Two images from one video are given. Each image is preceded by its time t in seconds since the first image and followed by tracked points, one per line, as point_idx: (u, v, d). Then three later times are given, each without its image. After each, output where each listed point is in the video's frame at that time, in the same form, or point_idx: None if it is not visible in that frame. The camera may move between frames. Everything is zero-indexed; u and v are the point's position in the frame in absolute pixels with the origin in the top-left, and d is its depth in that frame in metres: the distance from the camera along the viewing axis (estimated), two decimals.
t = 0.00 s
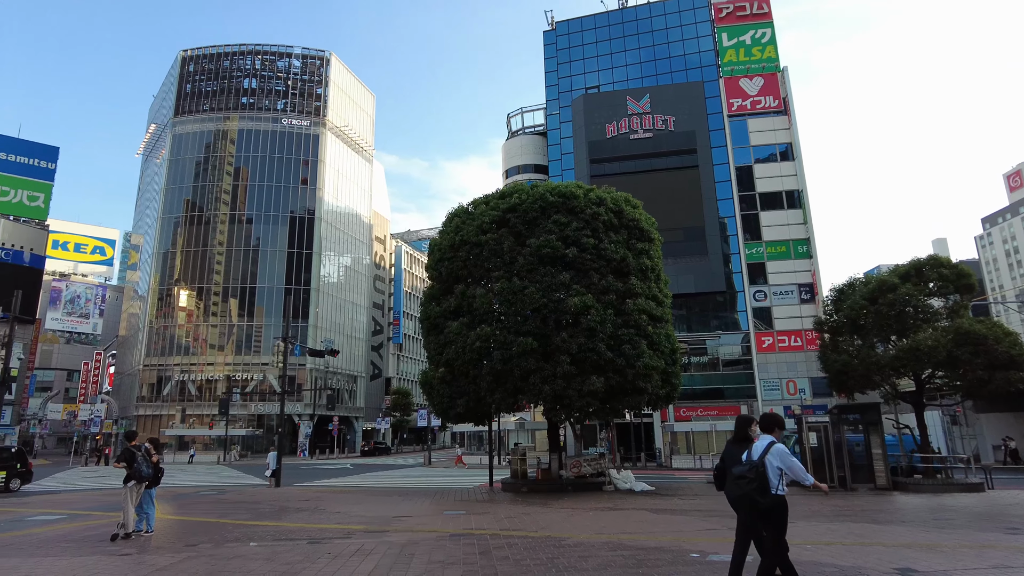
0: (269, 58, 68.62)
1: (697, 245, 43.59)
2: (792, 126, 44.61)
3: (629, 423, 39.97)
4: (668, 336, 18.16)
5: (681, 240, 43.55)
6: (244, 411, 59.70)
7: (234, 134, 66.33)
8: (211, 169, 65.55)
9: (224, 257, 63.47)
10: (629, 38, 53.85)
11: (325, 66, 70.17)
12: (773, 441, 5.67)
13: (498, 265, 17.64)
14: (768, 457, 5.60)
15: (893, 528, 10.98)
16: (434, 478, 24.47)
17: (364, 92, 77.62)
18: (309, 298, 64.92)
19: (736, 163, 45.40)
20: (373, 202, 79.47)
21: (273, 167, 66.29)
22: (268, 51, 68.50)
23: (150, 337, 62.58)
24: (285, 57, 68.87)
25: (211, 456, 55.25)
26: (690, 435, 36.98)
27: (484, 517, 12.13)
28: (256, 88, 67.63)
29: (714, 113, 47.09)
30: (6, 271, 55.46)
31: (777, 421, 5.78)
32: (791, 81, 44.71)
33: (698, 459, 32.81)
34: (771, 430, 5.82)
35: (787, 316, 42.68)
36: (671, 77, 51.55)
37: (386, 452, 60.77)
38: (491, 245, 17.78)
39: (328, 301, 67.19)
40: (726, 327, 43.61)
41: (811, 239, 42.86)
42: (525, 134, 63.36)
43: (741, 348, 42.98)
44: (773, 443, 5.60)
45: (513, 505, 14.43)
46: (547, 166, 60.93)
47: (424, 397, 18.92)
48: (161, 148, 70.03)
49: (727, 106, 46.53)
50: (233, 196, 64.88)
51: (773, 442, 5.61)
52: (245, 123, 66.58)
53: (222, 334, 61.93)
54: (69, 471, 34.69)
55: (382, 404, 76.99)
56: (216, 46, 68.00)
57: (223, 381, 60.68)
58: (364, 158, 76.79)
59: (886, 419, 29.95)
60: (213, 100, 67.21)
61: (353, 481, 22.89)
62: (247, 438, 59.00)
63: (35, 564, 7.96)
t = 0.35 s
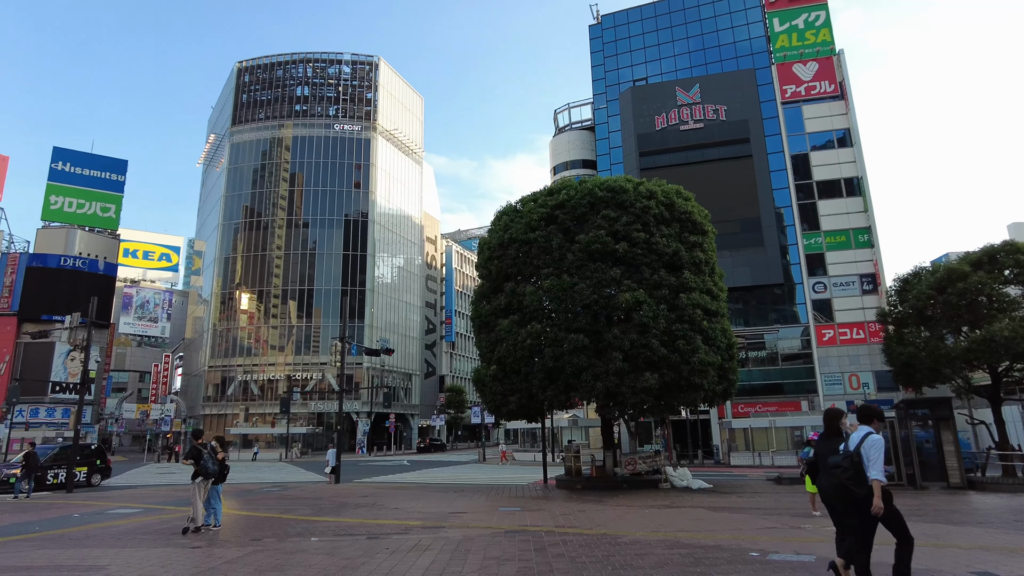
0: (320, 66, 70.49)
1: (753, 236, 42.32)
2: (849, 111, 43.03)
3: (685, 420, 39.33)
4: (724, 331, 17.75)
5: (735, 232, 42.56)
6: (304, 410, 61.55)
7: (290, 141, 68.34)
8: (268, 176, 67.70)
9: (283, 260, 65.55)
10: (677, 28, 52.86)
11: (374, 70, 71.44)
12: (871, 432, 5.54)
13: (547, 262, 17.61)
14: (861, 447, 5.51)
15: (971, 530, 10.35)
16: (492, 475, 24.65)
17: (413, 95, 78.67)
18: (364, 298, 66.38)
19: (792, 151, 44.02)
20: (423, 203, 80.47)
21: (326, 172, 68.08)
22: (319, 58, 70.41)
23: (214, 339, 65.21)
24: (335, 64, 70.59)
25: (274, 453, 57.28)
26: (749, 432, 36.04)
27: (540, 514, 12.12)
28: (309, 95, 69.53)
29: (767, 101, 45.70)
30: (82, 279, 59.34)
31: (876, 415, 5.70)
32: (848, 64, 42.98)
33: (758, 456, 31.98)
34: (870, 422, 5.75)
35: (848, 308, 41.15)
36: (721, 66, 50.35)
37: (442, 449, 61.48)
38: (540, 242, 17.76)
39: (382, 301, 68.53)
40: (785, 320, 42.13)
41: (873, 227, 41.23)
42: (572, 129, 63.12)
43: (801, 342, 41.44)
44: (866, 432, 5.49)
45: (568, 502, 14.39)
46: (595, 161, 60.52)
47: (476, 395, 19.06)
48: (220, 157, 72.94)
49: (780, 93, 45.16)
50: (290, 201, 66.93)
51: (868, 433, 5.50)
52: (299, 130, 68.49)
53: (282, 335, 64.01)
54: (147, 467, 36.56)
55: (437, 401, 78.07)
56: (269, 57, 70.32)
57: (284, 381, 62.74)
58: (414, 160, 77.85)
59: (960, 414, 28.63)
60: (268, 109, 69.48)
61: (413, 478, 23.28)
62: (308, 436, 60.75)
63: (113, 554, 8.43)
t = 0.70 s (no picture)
0: (364, 70, 71.74)
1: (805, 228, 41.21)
2: (906, 95, 41.15)
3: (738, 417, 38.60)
4: (777, 325, 17.34)
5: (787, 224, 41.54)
6: (356, 408, 62.92)
7: (337, 145, 69.85)
8: (318, 181, 69.35)
9: (333, 263, 67.12)
10: (722, 17, 52.01)
11: (417, 72, 72.19)
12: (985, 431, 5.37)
13: (593, 259, 17.48)
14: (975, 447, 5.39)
15: None
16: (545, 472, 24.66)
17: (455, 95, 79.13)
18: (412, 298, 67.38)
19: (845, 139, 42.60)
20: (468, 203, 80.87)
21: (373, 175, 69.36)
22: (363, 63, 71.69)
23: (269, 340, 67.20)
24: (380, 68, 71.79)
25: (328, 450, 58.79)
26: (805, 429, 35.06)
27: (590, 512, 12.07)
28: (355, 100, 70.99)
29: (818, 88, 44.29)
30: (145, 285, 62.09)
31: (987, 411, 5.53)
32: (904, 46, 41.10)
33: (815, 454, 31.04)
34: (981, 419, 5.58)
35: (907, 300, 39.60)
36: (769, 55, 49.28)
37: (491, 447, 61.74)
38: (585, 239, 17.64)
39: (429, 300, 69.38)
40: (840, 314, 40.78)
41: (933, 216, 39.47)
42: (616, 124, 62.87)
43: (858, 336, 40.15)
44: (982, 433, 5.33)
45: (619, 500, 14.29)
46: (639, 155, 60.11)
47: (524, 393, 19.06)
48: (271, 163, 75.16)
49: (831, 80, 43.80)
50: (339, 205, 68.42)
51: (982, 432, 5.35)
52: (346, 134, 69.89)
53: (334, 335, 65.56)
54: (210, 464, 38.13)
55: (485, 399, 78.59)
56: (315, 64, 71.96)
57: (336, 380, 64.27)
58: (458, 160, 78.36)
59: None
60: (316, 114, 71.14)
61: (466, 475, 23.50)
62: (360, 434, 62.23)
63: (179, 547, 8.79)
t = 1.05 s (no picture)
0: (404, 73, 72.81)
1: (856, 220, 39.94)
2: (963, 78, 39.50)
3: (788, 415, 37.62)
4: (827, 320, 16.92)
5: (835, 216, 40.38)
6: (402, 406, 63.83)
7: (379, 148, 71.10)
8: (361, 184, 70.62)
9: (377, 264, 68.30)
10: (764, 6, 51.11)
11: (456, 73, 72.94)
12: None
13: (636, 255, 17.30)
14: None
15: None
16: (590, 471, 24.53)
17: (493, 95, 79.39)
18: (454, 298, 68.04)
19: (896, 127, 41.30)
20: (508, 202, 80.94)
21: (416, 177, 70.38)
22: (403, 66, 72.72)
23: (317, 340, 68.73)
24: (419, 70, 72.78)
25: (375, 447, 59.75)
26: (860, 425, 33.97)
27: (636, 511, 11.93)
28: (395, 103, 72.09)
29: (867, 75, 43.01)
30: (196, 289, 63.97)
31: None
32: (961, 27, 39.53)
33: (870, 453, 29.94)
34: None
35: (966, 293, 38.06)
36: (814, 42, 48.10)
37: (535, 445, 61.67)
38: (627, 236, 17.47)
39: (471, 300, 69.92)
40: (893, 308, 39.43)
41: (993, 204, 37.76)
42: (657, 118, 62.50)
43: (913, 331, 38.67)
44: None
45: (666, 499, 14.09)
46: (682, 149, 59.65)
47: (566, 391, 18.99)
48: (315, 167, 77.01)
49: (880, 66, 42.48)
50: (382, 207, 69.61)
51: None
52: (388, 137, 71.14)
53: (379, 335, 66.67)
54: (263, 461, 39.21)
55: (528, 398, 78.68)
56: (356, 68, 73.39)
57: (382, 378, 65.32)
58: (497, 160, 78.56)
59: None
60: (358, 118, 72.53)
61: (513, 473, 23.52)
62: (405, 432, 62.23)
63: (234, 542, 9.07)
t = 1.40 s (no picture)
0: (439, 75, 73.61)
1: (904, 211, 38.73)
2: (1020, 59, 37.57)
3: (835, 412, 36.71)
4: (876, 315, 16.40)
5: (882, 207, 39.24)
6: (442, 405, 64.48)
7: (416, 150, 71.91)
8: (398, 186, 71.53)
9: (416, 264, 69.15)
10: None
11: (491, 73, 73.24)
12: None
13: (676, 251, 17.07)
14: None
15: None
16: (633, 469, 24.36)
17: (529, 94, 79.44)
18: (492, 297, 68.37)
19: (947, 113, 39.68)
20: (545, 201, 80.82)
21: (453, 177, 71.00)
22: (439, 68, 73.48)
23: (359, 341, 69.86)
24: (455, 71, 73.41)
25: (417, 446, 60.43)
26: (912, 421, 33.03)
27: (680, 510, 11.80)
28: (431, 105, 72.79)
29: (915, 60, 41.53)
30: (242, 290, 66.08)
31: None
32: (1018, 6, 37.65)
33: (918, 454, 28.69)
34: None
35: None
36: (858, 29, 46.86)
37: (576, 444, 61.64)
38: (667, 231, 17.25)
39: (509, 299, 70.12)
40: (945, 302, 38.01)
41: None
42: (695, 112, 62.97)
43: (968, 325, 37.27)
44: None
45: (710, 499, 13.91)
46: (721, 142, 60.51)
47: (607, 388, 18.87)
48: (354, 171, 78.46)
49: (930, 49, 40.83)
50: (420, 208, 70.38)
51: None
52: (425, 139, 71.93)
53: (419, 334, 67.42)
54: (309, 460, 40.04)
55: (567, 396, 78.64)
56: (393, 72, 74.45)
57: (422, 378, 66.05)
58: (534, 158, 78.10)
59: None
60: (395, 121, 73.53)
61: (557, 472, 23.45)
62: (446, 430, 63.37)
63: (282, 539, 9.28)
